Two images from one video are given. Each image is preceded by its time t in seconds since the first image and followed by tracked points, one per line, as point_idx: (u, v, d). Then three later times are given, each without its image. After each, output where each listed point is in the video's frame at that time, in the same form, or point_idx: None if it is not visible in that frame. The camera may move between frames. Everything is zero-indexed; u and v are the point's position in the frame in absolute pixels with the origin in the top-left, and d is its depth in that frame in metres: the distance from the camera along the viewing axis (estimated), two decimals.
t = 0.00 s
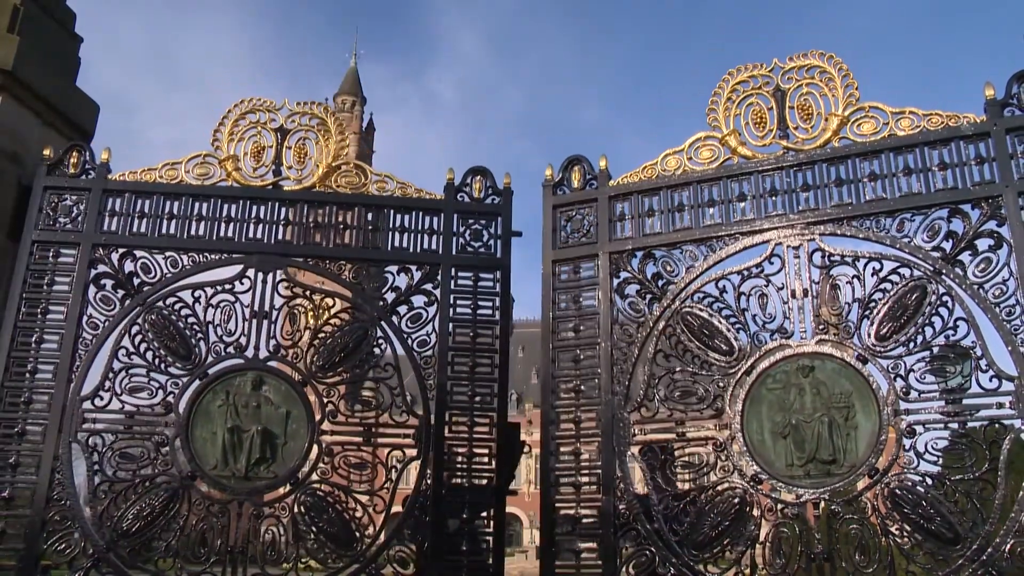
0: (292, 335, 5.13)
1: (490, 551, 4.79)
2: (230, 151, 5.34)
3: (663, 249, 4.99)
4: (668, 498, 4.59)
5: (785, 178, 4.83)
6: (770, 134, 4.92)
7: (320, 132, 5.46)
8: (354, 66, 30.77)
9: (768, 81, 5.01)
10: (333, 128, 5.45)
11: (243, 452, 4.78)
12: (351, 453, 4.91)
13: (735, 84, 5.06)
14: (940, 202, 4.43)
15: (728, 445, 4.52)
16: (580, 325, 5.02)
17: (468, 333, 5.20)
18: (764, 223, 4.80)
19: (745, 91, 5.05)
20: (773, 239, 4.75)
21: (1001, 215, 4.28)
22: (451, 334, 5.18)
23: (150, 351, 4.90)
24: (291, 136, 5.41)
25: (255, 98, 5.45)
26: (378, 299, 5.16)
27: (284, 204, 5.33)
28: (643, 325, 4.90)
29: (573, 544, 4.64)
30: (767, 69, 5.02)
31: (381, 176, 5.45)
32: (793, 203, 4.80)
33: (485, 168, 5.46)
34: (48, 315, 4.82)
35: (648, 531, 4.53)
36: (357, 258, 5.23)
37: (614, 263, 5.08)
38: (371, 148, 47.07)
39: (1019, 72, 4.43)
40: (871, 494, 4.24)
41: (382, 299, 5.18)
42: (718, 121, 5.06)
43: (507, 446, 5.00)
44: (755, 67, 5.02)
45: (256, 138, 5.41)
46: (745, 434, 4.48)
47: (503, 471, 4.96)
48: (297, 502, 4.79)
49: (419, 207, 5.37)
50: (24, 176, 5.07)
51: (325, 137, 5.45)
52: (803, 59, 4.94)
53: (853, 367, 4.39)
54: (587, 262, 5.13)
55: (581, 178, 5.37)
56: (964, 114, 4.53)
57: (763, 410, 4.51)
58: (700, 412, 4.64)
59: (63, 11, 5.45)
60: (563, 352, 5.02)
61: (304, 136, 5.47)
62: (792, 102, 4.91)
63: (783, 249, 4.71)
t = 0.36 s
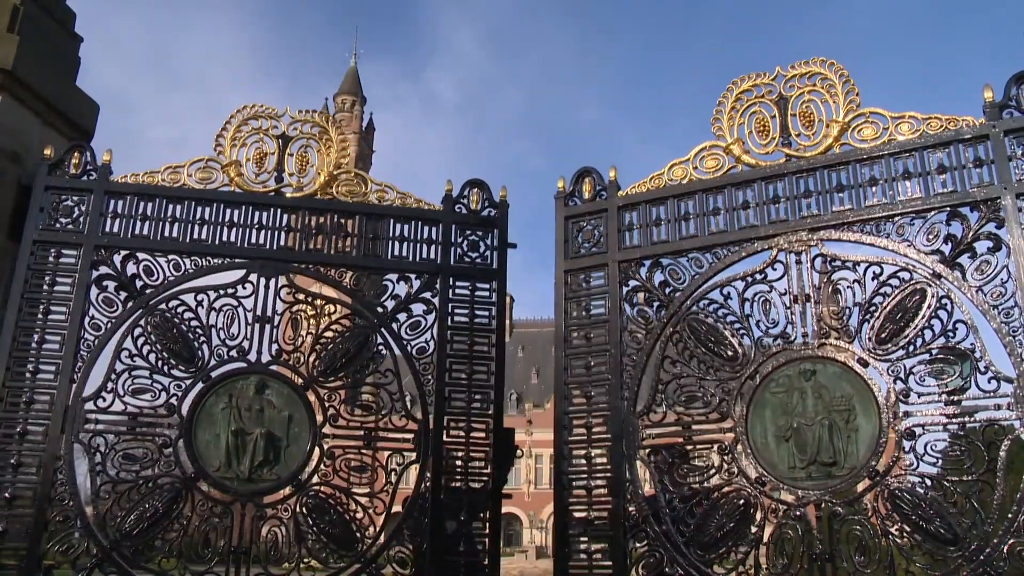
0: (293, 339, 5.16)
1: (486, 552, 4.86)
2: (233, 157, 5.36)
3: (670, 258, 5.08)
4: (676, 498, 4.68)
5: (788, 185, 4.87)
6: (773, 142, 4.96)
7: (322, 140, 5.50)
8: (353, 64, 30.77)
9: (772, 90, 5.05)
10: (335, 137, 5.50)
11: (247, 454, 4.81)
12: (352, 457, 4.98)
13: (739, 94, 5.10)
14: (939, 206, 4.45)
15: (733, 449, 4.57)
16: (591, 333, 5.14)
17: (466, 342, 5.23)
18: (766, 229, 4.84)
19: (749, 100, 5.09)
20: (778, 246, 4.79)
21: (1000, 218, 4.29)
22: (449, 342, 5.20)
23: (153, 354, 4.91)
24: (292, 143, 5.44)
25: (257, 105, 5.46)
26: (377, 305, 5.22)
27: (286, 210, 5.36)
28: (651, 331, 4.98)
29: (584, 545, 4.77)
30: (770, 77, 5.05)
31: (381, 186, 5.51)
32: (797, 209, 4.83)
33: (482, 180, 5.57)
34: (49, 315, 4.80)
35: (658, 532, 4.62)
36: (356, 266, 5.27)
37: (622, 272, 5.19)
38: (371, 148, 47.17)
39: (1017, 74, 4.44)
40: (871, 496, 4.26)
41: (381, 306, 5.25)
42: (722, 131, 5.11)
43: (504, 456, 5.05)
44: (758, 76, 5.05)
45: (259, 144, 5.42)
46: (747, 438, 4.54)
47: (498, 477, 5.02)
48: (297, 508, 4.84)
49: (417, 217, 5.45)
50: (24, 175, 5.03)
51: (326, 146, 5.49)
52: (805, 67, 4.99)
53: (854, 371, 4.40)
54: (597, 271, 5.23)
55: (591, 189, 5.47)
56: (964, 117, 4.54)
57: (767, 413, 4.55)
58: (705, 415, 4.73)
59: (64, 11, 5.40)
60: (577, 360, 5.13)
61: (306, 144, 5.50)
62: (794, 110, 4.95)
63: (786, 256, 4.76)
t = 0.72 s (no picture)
0: (293, 344, 5.19)
1: (477, 553, 4.97)
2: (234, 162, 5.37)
3: (678, 267, 5.16)
4: (683, 500, 4.76)
5: (792, 191, 4.90)
6: (777, 150, 4.99)
7: (321, 148, 5.52)
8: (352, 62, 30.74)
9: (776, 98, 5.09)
10: (335, 146, 5.53)
11: (249, 457, 4.84)
12: (354, 460, 5.03)
13: (744, 103, 5.14)
14: (939, 209, 4.46)
15: (739, 453, 4.66)
16: (603, 340, 5.24)
17: (462, 349, 5.30)
18: (770, 237, 4.89)
19: (753, 108, 5.12)
20: (786, 252, 4.82)
21: (1000, 219, 4.29)
22: (444, 347, 5.26)
23: (156, 356, 4.92)
24: (292, 150, 5.45)
25: (257, 111, 5.47)
26: (375, 312, 5.29)
27: (286, 216, 5.37)
28: (661, 336, 5.06)
29: (596, 546, 4.89)
30: (773, 85, 5.08)
31: (379, 196, 5.57)
32: (801, 214, 4.85)
33: (477, 192, 5.70)
34: (50, 315, 4.77)
35: (668, 533, 4.71)
36: (355, 273, 5.33)
37: (633, 282, 5.26)
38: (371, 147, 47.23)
39: (1015, 76, 4.45)
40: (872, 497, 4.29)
41: (379, 313, 5.34)
42: (728, 140, 5.15)
43: (494, 462, 5.09)
44: (762, 85, 5.09)
45: (260, 149, 5.44)
46: (753, 442, 4.60)
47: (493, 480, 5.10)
48: (296, 508, 4.87)
49: (415, 226, 5.53)
50: (24, 175, 4.98)
51: (326, 154, 5.51)
52: (809, 74, 5.02)
53: (856, 374, 4.43)
54: (610, 279, 5.33)
55: (603, 201, 5.55)
56: (963, 120, 4.56)
57: (771, 417, 4.60)
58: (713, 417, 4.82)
59: (65, 10, 5.32)
60: (591, 367, 5.23)
61: (307, 152, 5.52)
62: (798, 117, 4.98)
63: (790, 261, 4.80)
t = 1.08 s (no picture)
0: (293, 348, 5.22)
1: (467, 552, 5.10)
2: (234, 167, 5.38)
3: (688, 273, 5.21)
4: (693, 501, 4.83)
5: (798, 197, 4.96)
6: (782, 157, 5.05)
7: (320, 156, 5.55)
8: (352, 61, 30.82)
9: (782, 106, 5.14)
10: (334, 154, 5.55)
11: (250, 458, 4.86)
12: (350, 461, 5.09)
13: (750, 111, 5.19)
14: (939, 211, 4.48)
15: (749, 457, 4.70)
16: (618, 346, 5.30)
17: (456, 355, 5.43)
18: (776, 243, 4.94)
19: (759, 116, 5.17)
20: (795, 257, 4.86)
21: (999, 221, 4.30)
22: (438, 353, 5.37)
23: (157, 357, 4.93)
24: (292, 157, 5.46)
25: (255, 117, 5.48)
26: (373, 319, 5.35)
27: (285, 221, 5.38)
28: (674, 340, 5.13)
29: (612, 546, 4.97)
30: (778, 92, 5.13)
31: (376, 205, 5.62)
32: (806, 220, 4.89)
33: (470, 202, 5.79)
34: (51, 315, 4.75)
35: (681, 535, 4.77)
36: (355, 279, 5.37)
37: (645, 290, 5.33)
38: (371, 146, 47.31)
39: (1014, 77, 4.46)
40: (875, 498, 4.32)
41: (377, 320, 5.39)
42: (735, 148, 5.21)
43: (486, 464, 5.27)
44: (766, 92, 5.13)
45: (260, 155, 5.45)
46: (760, 445, 4.65)
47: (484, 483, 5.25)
48: (294, 509, 4.91)
49: (410, 235, 5.61)
50: (23, 174, 4.92)
51: (325, 162, 5.53)
52: (814, 81, 5.05)
53: (858, 376, 4.45)
54: (623, 287, 5.41)
55: (617, 210, 5.62)
56: (963, 122, 4.57)
57: (777, 419, 4.65)
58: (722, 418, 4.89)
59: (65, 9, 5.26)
60: (605, 373, 5.31)
61: (305, 159, 5.54)
62: (802, 124, 5.02)
63: (795, 266, 4.85)
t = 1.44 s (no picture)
0: (290, 351, 5.24)
1: (457, 551, 5.16)
2: (234, 171, 5.38)
3: (701, 280, 5.28)
4: (704, 502, 4.90)
5: (804, 203, 5.01)
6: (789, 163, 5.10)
7: (318, 163, 5.59)
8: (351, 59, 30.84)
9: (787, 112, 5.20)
10: (331, 162, 5.61)
11: (249, 459, 4.88)
12: (349, 462, 5.15)
13: (757, 118, 5.25)
14: (939, 214, 4.50)
15: (758, 459, 4.74)
16: (633, 352, 5.37)
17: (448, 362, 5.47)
18: (784, 248, 4.99)
19: (765, 123, 5.23)
20: (804, 262, 4.90)
21: (999, 223, 4.31)
22: (430, 359, 5.41)
23: (157, 358, 4.94)
24: (291, 163, 5.49)
25: (253, 122, 5.48)
26: (369, 324, 5.40)
27: (283, 226, 5.39)
28: (686, 344, 5.19)
29: (629, 546, 5.07)
30: (784, 99, 5.18)
31: (371, 214, 5.67)
32: (811, 225, 4.92)
33: (461, 212, 5.87)
34: (52, 314, 4.75)
35: (693, 537, 4.85)
36: (350, 285, 5.41)
37: (658, 295, 5.40)
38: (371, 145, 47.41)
39: (1014, 78, 4.47)
40: (879, 499, 4.34)
41: (372, 325, 5.43)
42: (743, 155, 5.27)
43: (475, 469, 5.34)
44: (772, 99, 5.19)
45: (259, 161, 5.46)
46: (768, 447, 4.70)
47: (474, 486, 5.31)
48: (291, 509, 4.95)
49: (403, 242, 5.65)
50: (23, 174, 4.82)
51: (323, 169, 5.57)
52: (816, 86, 5.11)
53: (863, 379, 4.48)
54: (637, 293, 5.49)
55: (631, 218, 5.73)
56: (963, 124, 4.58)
57: (785, 422, 4.69)
58: (732, 422, 4.94)
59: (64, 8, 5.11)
60: (621, 379, 5.39)
61: (301, 165, 5.56)
62: (807, 130, 5.07)
63: (801, 271, 4.91)
